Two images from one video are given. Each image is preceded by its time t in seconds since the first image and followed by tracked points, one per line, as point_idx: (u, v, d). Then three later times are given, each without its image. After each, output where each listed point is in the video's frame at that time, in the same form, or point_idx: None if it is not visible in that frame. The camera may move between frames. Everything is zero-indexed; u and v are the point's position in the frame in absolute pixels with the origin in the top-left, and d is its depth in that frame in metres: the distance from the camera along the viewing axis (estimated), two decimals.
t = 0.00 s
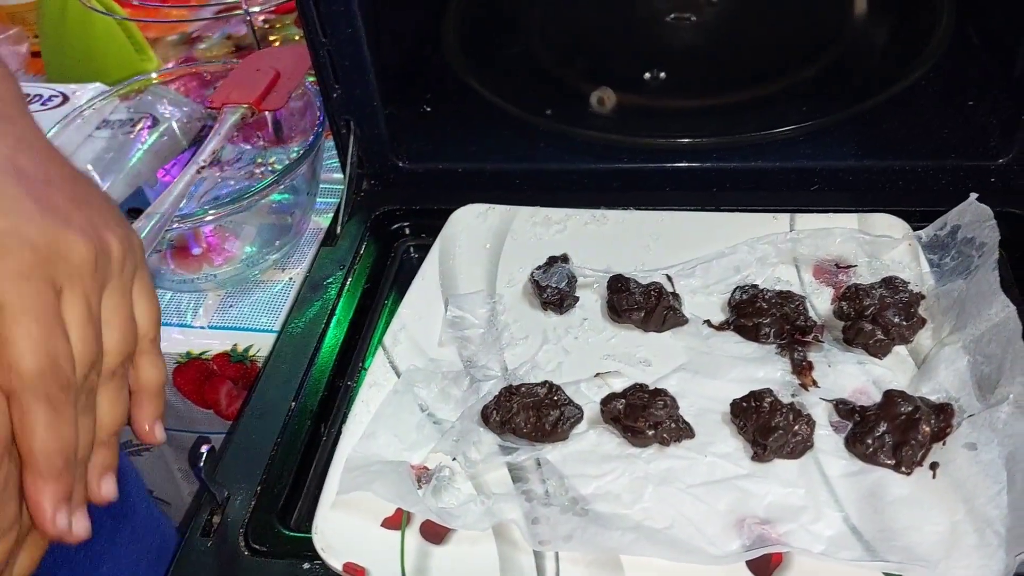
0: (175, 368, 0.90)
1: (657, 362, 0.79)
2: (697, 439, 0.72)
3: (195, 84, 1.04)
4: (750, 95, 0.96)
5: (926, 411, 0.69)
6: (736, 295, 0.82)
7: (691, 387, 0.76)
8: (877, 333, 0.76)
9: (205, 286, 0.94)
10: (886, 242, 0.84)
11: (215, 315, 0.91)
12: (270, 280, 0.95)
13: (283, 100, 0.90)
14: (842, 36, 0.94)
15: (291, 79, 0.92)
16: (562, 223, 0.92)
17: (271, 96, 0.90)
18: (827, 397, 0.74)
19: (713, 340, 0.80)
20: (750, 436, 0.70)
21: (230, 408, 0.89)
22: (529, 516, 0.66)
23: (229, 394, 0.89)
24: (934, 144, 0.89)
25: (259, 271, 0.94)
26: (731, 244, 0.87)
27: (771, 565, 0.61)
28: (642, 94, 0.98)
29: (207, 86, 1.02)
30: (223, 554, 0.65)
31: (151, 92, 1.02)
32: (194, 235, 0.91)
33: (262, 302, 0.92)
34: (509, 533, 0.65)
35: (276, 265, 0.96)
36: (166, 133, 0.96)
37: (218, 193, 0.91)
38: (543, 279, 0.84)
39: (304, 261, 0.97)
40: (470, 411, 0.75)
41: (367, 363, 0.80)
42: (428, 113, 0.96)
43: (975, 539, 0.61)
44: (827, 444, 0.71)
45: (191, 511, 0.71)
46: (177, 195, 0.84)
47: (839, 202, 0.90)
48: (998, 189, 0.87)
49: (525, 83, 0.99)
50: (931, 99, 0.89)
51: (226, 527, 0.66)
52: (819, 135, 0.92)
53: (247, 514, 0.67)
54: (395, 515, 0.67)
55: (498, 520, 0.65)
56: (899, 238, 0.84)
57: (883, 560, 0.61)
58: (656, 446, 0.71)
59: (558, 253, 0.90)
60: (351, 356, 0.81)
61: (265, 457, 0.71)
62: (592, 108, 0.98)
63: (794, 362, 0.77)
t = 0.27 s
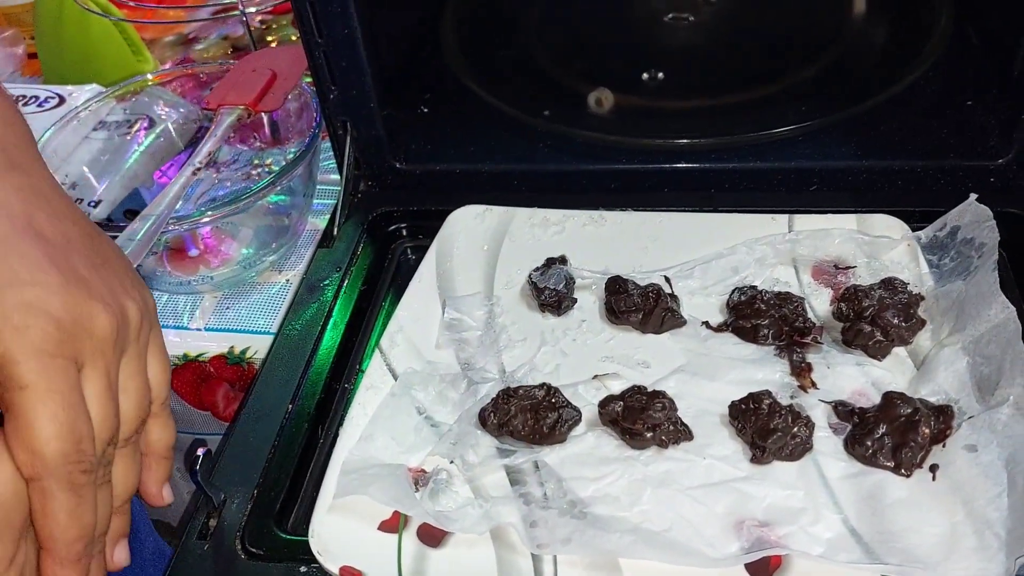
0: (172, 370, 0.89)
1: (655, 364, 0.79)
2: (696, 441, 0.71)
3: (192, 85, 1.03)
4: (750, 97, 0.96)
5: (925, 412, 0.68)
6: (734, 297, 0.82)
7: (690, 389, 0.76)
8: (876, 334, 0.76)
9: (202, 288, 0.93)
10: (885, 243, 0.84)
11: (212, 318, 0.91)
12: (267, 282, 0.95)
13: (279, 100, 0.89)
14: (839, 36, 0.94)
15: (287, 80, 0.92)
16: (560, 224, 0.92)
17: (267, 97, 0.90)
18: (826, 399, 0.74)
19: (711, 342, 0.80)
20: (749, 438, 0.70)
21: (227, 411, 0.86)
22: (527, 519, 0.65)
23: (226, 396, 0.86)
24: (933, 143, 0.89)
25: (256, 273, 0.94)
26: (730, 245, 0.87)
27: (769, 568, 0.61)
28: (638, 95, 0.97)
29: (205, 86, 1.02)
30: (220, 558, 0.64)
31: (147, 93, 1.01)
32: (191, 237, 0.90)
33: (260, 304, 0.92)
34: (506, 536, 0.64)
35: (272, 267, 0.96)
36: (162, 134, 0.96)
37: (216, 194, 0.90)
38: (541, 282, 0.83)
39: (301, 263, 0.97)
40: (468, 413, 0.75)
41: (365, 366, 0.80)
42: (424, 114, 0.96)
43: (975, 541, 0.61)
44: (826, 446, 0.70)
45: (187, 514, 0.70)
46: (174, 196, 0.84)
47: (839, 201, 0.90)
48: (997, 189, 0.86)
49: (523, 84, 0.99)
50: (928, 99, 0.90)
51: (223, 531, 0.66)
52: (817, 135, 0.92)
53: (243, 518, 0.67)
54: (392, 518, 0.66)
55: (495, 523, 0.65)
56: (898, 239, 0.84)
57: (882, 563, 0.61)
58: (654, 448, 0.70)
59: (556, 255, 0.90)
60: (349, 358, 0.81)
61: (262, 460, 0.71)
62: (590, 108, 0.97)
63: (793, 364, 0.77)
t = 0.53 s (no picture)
0: (177, 372, 0.88)
1: (666, 366, 0.78)
2: (708, 445, 0.71)
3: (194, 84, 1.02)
4: (755, 96, 0.95)
5: (941, 415, 0.67)
6: (745, 298, 0.81)
7: (701, 392, 0.75)
8: (889, 337, 0.75)
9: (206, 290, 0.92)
10: (897, 244, 0.83)
11: (216, 320, 0.91)
12: (271, 283, 0.94)
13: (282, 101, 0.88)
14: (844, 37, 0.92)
15: (291, 80, 0.90)
16: (568, 224, 0.91)
17: (271, 98, 0.89)
18: (839, 402, 0.73)
19: (722, 344, 0.79)
20: (762, 441, 0.69)
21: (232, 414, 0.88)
22: (538, 524, 0.64)
23: (231, 399, 0.88)
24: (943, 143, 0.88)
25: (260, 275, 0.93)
26: (740, 246, 0.86)
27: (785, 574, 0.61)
28: (646, 94, 0.96)
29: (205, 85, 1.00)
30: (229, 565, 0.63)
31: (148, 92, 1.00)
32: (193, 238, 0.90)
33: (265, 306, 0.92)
34: (518, 541, 0.64)
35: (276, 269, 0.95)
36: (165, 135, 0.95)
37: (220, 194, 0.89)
38: (549, 283, 0.83)
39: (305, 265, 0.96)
40: (478, 417, 0.74)
41: (371, 369, 0.79)
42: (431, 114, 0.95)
43: (993, 546, 0.60)
44: (840, 449, 0.70)
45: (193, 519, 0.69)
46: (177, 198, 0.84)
47: (848, 202, 0.90)
48: (1009, 188, 0.85)
49: (527, 83, 0.97)
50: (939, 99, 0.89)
51: (231, 536, 0.65)
52: (827, 135, 0.91)
53: (252, 522, 0.66)
54: (402, 522, 0.66)
55: (507, 529, 0.64)
56: (910, 240, 0.84)
57: (899, 568, 0.60)
58: (666, 452, 0.70)
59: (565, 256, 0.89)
60: (355, 359, 0.80)
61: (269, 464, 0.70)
62: (596, 107, 0.97)
63: (805, 366, 0.76)
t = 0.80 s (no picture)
0: (179, 374, 0.87)
1: (673, 369, 0.77)
2: (716, 449, 0.70)
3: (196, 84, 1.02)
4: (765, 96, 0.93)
5: (951, 419, 0.67)
6: (753, 300, 0.80)
7: (709, 395, 0.75)
8: (898, 339, 0.74)
9: (209, 291, 0.91)
10: (906, 245, 0.83)
11: (220, 320, 0.90)
12: (276, 284, 0.93)
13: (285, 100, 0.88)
14: (849, 39, 0.94)
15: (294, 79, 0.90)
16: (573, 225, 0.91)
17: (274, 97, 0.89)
18: (848, 405, 0.73)
19: (730, 346, 0.79)
20: (770, 445, 0.68)
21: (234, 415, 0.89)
22: (545, 528, 0.64)
23: (234, 401, 0.88)
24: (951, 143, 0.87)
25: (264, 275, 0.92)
26: (747, 247, 0.86)
27: None
28: (651, 93, 0.95)
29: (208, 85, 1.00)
30: (232, 569, 0.63)
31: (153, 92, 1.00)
32: (195, 240, 0.92)
33: (269, 306, 0.90)
34: (523, 544, 0.63)
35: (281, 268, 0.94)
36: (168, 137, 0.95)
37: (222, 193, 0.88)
38: (554, 285, 0.82)
39: (309, 263, 0.94)
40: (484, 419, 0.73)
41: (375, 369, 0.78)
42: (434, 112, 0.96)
43: (1006, 552, 0.60)
44: (850, 453, 0.69)
45: (196, 525, 0.68)
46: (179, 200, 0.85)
47: (855, 202, 0.88)
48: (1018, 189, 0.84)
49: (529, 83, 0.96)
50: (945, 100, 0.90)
51: (235, 540, 0.64)
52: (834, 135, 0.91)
53: (256, 526, 0.65)
54: (408, 526, 0.65)
55: (512, 532, 0.63)
56: (919, 241, 0.83)
57: (911, 573, 0.60)
58: (674, 455, 0.69)
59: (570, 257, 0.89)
60: (361, 361, 0.79)
61: (273, 467, 0.69)
62: (601, 108, 0.95)
63: (814, 369, 0.75)
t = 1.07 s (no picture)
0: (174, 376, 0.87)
1: (671, 372, 0.77)
2: (714, 453, 0.70)
3: (191, 84, 1.02)
4: (771, 95, 0.91)
5: (951, 423, 0.67)
6: (751, 302, 0.80)
7: (707, 398, 0.74)
8: (897, 342, 0.74)
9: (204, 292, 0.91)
10: (905, 247, 0.82)
11: (215, 322, 0.89)
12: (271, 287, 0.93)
13: (282, 101, 0.87)
14: (848, 40, 0.88)
15: (291, 79, 0.89)
16: (570, 227, 0.94)
17: (270, 97, 0.88)
18: (847, 408, 0.72)
19: (728, 349, 0.78)
20: (769, 449, 0.68)
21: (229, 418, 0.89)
22: (542, 532, 0.63)
23: (228, 403, 0.89)
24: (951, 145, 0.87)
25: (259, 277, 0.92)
26: (745, 249, 0.85)
27: None
28: (648, 94, 0.92)
29: (204, 86, 1.00)
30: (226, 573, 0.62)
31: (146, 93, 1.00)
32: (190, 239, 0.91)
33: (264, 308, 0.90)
34: (519, 549, 0.63)
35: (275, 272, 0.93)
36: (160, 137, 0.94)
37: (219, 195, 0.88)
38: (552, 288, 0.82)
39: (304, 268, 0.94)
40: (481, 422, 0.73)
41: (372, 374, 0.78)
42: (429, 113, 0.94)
43: (1007, 557, 0.59)
44: (849, 457, 0.69)
45: (190, 527, 0.68)
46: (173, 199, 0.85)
47: (854, 205, 0.91)
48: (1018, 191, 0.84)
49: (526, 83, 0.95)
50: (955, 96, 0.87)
51: (229, 544, 0.64)
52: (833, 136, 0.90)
53: (250, 530, 0.64)
54: (403, 531, 0.65)
55: (510, 537, 0.63)
56: (919, 243, 0.83)
57: None
58: (672, 459, 0.69)
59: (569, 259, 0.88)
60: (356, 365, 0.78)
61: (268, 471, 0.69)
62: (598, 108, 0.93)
63: (812, 371, 0.75)
